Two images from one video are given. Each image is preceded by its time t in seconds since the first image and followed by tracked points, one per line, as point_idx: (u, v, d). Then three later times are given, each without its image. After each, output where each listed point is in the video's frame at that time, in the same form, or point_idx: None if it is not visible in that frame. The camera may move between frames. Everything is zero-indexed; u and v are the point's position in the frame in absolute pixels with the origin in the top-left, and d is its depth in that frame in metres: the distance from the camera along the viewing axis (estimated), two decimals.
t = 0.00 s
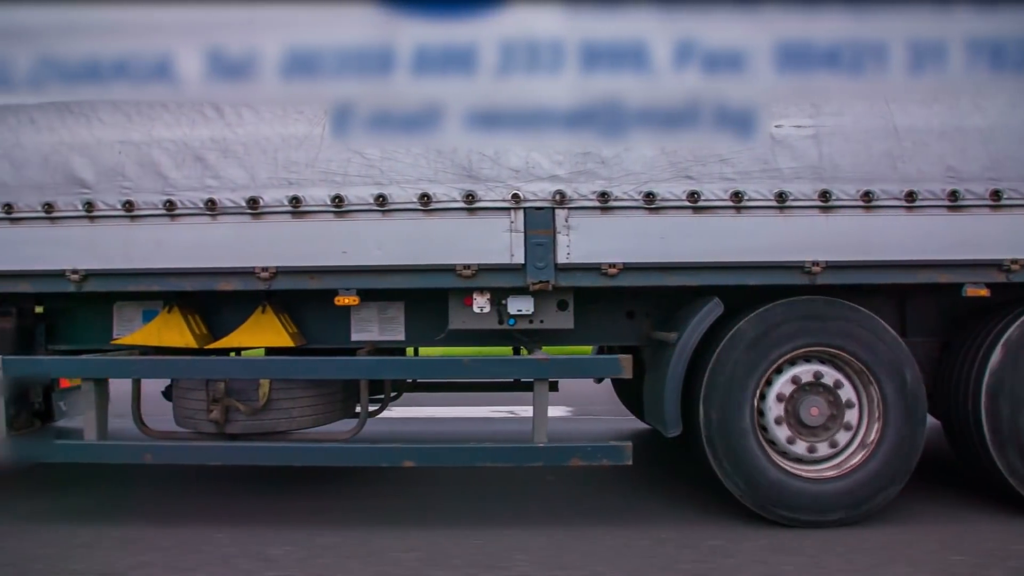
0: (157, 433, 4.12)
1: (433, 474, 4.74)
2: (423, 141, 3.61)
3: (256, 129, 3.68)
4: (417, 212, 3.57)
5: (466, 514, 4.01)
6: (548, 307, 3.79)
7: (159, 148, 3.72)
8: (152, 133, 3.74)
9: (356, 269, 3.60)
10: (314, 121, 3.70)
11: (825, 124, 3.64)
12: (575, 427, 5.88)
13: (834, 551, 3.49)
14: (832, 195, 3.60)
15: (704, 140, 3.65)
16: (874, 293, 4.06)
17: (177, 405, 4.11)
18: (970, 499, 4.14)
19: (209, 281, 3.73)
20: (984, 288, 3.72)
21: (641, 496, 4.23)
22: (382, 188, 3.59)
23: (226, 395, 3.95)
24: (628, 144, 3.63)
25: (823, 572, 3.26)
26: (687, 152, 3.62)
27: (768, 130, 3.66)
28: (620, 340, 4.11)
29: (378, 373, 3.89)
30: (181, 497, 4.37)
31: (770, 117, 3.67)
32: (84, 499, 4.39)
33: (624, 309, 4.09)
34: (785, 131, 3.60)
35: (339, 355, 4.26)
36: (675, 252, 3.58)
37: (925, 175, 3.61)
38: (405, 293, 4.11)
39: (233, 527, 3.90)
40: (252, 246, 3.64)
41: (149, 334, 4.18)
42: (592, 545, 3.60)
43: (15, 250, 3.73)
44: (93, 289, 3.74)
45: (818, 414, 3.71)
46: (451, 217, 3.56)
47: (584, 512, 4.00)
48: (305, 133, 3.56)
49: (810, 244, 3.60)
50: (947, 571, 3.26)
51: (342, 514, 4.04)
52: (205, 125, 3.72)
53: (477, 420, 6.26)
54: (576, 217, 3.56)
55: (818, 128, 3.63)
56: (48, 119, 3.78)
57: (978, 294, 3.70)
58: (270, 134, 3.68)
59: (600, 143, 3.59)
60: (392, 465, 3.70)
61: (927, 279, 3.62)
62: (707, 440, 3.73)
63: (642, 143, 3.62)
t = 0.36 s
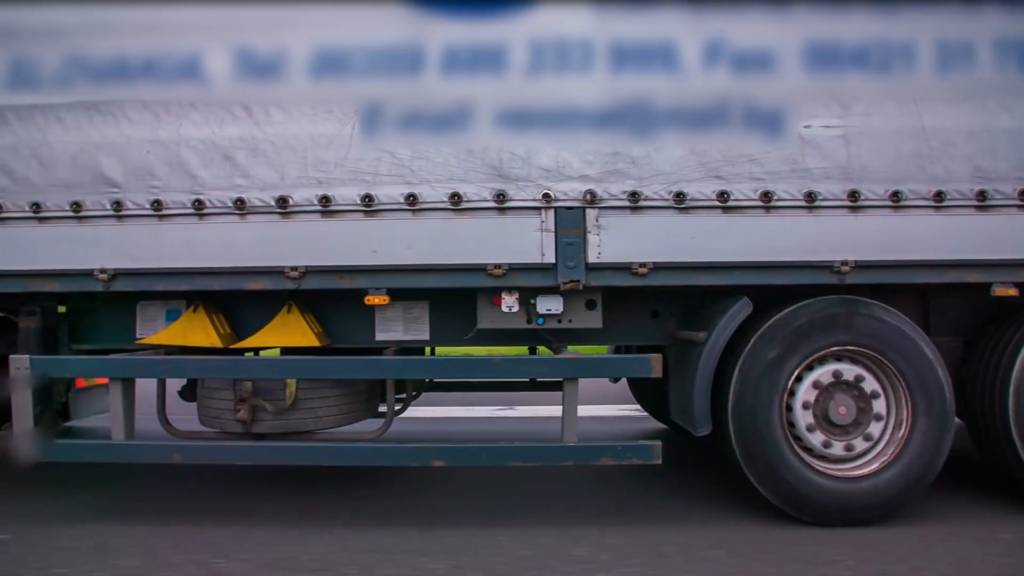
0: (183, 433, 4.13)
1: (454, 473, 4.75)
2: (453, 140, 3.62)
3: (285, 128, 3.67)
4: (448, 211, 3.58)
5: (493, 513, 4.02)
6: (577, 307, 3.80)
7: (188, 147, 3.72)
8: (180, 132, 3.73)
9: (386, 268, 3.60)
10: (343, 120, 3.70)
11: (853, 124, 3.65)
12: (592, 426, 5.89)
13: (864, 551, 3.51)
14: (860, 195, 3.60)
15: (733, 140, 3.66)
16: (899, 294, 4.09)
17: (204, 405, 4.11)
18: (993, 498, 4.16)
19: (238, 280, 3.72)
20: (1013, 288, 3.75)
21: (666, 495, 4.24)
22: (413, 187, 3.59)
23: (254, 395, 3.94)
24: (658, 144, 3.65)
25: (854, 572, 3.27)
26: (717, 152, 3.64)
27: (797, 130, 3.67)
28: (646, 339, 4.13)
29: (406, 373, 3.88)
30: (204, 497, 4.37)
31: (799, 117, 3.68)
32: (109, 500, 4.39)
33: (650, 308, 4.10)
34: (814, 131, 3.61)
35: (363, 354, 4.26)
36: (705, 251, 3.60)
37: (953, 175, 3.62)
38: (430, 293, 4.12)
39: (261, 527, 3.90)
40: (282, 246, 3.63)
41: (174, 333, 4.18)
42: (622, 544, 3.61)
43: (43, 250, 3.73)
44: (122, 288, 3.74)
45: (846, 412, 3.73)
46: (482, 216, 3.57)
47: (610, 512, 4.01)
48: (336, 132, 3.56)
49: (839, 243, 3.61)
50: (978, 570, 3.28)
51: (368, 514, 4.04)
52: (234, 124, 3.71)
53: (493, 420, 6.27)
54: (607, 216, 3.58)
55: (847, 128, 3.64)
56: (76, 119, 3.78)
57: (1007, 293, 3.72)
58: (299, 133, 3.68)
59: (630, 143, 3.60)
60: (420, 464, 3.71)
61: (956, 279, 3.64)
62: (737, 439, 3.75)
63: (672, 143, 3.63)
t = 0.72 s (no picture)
0: (209, 432, 4.13)
1: (476, 474, 4.75)
2: (483, 139, 3.62)
3: (314, 127, 3.67)
4: (478, 210, 3.58)
5: (518, 514, 4.02)
6: (606, 306, 3.82)
7: (216, 145, 3.71)
8: (209, 131, 3.73)
9: (417, 267, 3.59)
10: (372, 119, 3.69)
11: (882, 124, 3.66)
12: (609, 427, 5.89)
13: (894, 550, 3.50)
14: (889, 194, 3.61)
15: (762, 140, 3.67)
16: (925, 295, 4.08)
17: (229, 405, 4.10)
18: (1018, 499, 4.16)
19: (267, 279, 3.70)
20: None
21: (691, 495, 4.24)
22: (443, 186, 3.59)
23: (281, 394, 3.93)
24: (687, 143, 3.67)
25: (887, 571, 3.27)
26: (746, 152, 3.65)
27: (826, 130, 3.67)
28: (671, 338, 4.15)
29: (435, 373, 3.90)
30: (227, 499, 4.36)
31: (827, 117, 3.69)
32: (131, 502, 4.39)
33: (673, 307, 4.13)
34: (843, 131, 3.62)
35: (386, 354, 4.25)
36: (735, 251, 3.61)
37: (982, 175, 3.63)
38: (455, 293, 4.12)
39: (287, 527, 3.90)
40: (311, 246, 3.62)
41: (199, 332, 4.18)
42: (651, 544, 3.61)
43: (71, 249, 3.73)
44: (151, 287, 3.74)
45: (874, 412, 3.71)
46: (513, 215, 3.57)
47: (636, 512, 4.01)
48: (366, 131, 3.55)
49: (869, 243, 3.61)
50: (1011, 570, 3.27)
51: (394, 514, 4.04)
52: (263, 123, 3.71)
53: (509, 420, 6.26)
54: (637, 216, 3.60)
55: (876, 128, 3.65)
56: (105, 118, 3.78)
57: None
58: (329, 132, 3.67)
59: (660, 142, 3.63)
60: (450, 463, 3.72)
61: (984, 278, 3.65)
62: (766, 440, 3.74)
63: (701, 143, 3.65)
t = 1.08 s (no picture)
0: (235, 432, 4.12)
1: (498, 475, 4.75)
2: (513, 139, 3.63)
3: (343, 126, 3.66)
4: (508, 210, 3.59)
5: (544, 514, 4.03)
6: (634, 306, 3.84)
7: (245, 145, 3.71)
8: (237, 130, 3.72)
9: (447, 267, 3.60)
10: (401, 119, 3.69)
11: (910, 124, 3.67)
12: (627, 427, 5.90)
13: (925, 549, 3.51)
14: (918, 194, 3.62)
15: (791, 140, 3.68)
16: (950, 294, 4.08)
17: (254, 405, 4.09)
18: None
19: (297, 279, 3.69)
20: None
21: (715, 495, 4.25)
22: (473, 186, 3.59)
23: (308, 395, 3.92)
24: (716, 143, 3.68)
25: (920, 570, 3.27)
26: (775, 152, 3.66)
27: (854, 130, 3.69)
28: (696, 338, 4.16)
29: (463, 373, 3.90)
30: (252, 501, 4.37)
31: (856, 117, 3.70)
32: (154, 504, 4.38)
33: (698, 307, 4.14)
34: (872, 131, 3.63)
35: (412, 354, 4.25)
36: (764, 251, 3.62)
37: (1010, 175, 3.64)
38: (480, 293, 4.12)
39: (314, 528, 3.90)
40: (341, 246, 3.62)
41: (224, 332, 4.18)
42: (680, 543, 3.62)
43: (100, 248, 3.73)
44: (179, 287, 3.73)
45: (902, 412, 3.73)
46: (543, 215, 3.58)
47: (662, 512, 4.02)
48: (396, 131, 3.55)
49: (897, 243, 3.62)
50: None
51: (420, 515, 4.04)
52: (292, 123, 3.70)
53: (526, 420, 6.27)
54: (667, 216, 3.62)
55: (904, 128, 3.66)
56: (133, 118, 3.78)
57: None
58: (358, 131, 3.66)
59: (690, 142, 3.64)
60: (479, 463, 3.73)
61: (1011, 277, 3.66)
62: (794, 440, 3.75)
63: (731, 143, 3.66)
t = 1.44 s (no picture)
0: (261, 433, 4.11)
1: (519, 476, 4.77)
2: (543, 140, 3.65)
3: (373, 126, 3.66)
4: (539, 210, 3.61)
5: (570, 517, 4.05)
6: (661, 306, 3.88)
7: (274, 144, 3.69)
8: (266, 130, 3.71)
9: (478, 267, 3.61)
10: (431, 119, 3.69)
11: (938, 124, 3.68)
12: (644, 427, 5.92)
13: (954, 547, 3.52)
14: (946, 195, 3.63)
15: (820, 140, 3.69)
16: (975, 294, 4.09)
17: (281, 405, 4.09)
18: None
19: (326, 279, 3.69)
20: None
21: (740, 495, 4.26)
22: (504, 187, 3.61)
23: (335, 395, 3.92)
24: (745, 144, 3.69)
25: (952, 568, 3.28)
26: (804, 153, 3.67)
27: (883, 130, 3.69)
28: (721, 338, 4.17)
29: (494, 373, 3.88)
30: (275, 505, 4.37)
31: (884, 118, 3.71)
32: (179, 506, 4.39)
33: (722, 307, 4.17)
34: (901, 131, 3.65)
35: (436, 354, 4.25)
36: (793, 251, 3.63)
37: None
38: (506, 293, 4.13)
39: (341, 536, 3.91)
40: (371, 246, 3.62)
41: (249, 333, 4.17)
42: (709, 544, 3.63)
43: (128, 249, 3.73)
44: (208, 287, 3.72)
45: (929, 410, 3.74)
46: (574, 215, 3.61)
47: (687, 513, 4.04)
48: (427, 131, 3.55)
49: (926, 243, 3.64)
50: None
51: (446, 524, 4.06)
52: (321, 123, 3.68)
53: (542, 421, 6.29)
54: (696, 216, 3.64)
55: (932, 128, 3.67)
56: (161, 117, 3.77)
57: None
58: (387, 130, 3.66)
59: (719, 143, 3.66)
60: (509, 463, 3.74)
61: None
62: (822, 440, 3.75)
63: (759, 143, 3.67)
